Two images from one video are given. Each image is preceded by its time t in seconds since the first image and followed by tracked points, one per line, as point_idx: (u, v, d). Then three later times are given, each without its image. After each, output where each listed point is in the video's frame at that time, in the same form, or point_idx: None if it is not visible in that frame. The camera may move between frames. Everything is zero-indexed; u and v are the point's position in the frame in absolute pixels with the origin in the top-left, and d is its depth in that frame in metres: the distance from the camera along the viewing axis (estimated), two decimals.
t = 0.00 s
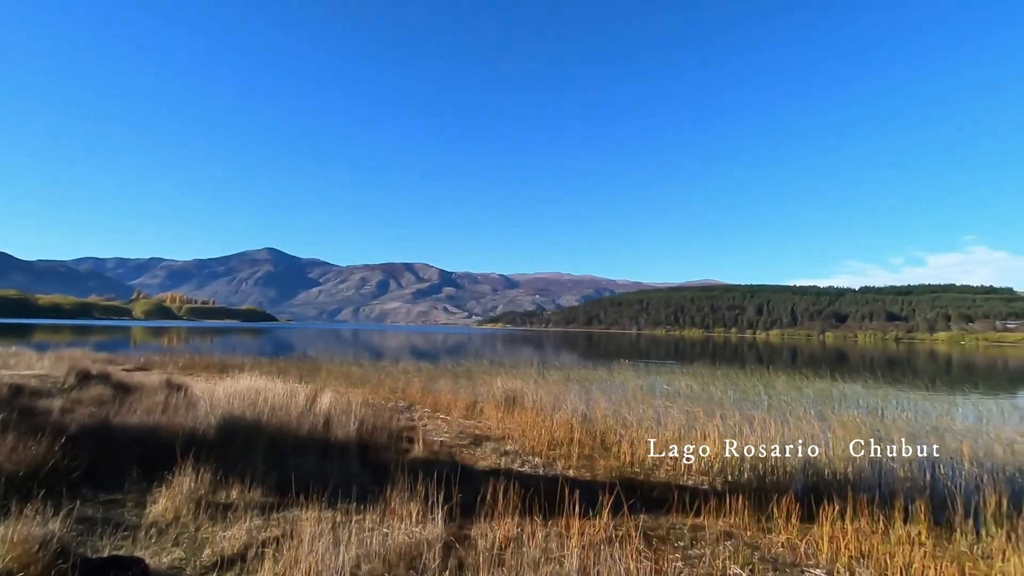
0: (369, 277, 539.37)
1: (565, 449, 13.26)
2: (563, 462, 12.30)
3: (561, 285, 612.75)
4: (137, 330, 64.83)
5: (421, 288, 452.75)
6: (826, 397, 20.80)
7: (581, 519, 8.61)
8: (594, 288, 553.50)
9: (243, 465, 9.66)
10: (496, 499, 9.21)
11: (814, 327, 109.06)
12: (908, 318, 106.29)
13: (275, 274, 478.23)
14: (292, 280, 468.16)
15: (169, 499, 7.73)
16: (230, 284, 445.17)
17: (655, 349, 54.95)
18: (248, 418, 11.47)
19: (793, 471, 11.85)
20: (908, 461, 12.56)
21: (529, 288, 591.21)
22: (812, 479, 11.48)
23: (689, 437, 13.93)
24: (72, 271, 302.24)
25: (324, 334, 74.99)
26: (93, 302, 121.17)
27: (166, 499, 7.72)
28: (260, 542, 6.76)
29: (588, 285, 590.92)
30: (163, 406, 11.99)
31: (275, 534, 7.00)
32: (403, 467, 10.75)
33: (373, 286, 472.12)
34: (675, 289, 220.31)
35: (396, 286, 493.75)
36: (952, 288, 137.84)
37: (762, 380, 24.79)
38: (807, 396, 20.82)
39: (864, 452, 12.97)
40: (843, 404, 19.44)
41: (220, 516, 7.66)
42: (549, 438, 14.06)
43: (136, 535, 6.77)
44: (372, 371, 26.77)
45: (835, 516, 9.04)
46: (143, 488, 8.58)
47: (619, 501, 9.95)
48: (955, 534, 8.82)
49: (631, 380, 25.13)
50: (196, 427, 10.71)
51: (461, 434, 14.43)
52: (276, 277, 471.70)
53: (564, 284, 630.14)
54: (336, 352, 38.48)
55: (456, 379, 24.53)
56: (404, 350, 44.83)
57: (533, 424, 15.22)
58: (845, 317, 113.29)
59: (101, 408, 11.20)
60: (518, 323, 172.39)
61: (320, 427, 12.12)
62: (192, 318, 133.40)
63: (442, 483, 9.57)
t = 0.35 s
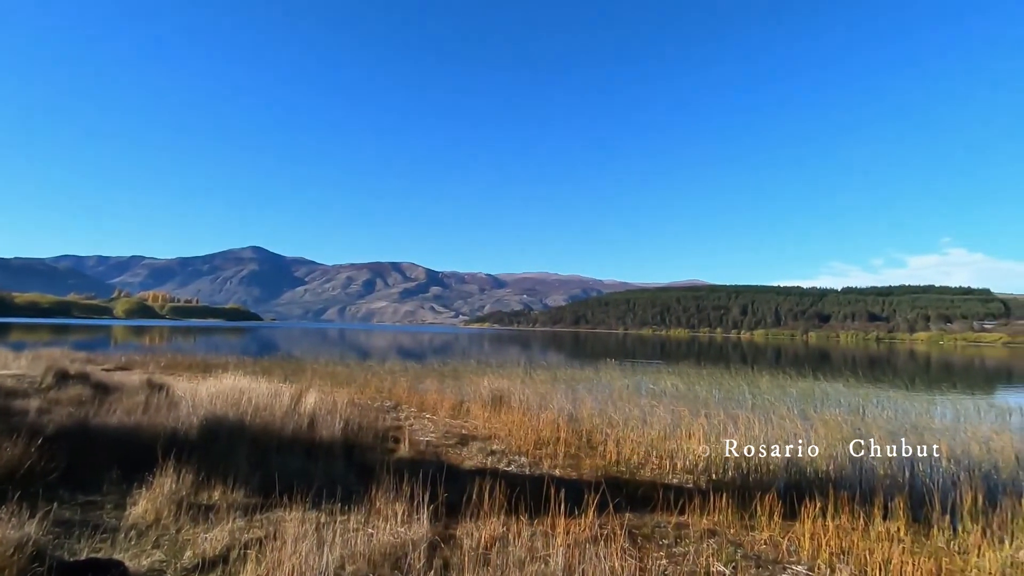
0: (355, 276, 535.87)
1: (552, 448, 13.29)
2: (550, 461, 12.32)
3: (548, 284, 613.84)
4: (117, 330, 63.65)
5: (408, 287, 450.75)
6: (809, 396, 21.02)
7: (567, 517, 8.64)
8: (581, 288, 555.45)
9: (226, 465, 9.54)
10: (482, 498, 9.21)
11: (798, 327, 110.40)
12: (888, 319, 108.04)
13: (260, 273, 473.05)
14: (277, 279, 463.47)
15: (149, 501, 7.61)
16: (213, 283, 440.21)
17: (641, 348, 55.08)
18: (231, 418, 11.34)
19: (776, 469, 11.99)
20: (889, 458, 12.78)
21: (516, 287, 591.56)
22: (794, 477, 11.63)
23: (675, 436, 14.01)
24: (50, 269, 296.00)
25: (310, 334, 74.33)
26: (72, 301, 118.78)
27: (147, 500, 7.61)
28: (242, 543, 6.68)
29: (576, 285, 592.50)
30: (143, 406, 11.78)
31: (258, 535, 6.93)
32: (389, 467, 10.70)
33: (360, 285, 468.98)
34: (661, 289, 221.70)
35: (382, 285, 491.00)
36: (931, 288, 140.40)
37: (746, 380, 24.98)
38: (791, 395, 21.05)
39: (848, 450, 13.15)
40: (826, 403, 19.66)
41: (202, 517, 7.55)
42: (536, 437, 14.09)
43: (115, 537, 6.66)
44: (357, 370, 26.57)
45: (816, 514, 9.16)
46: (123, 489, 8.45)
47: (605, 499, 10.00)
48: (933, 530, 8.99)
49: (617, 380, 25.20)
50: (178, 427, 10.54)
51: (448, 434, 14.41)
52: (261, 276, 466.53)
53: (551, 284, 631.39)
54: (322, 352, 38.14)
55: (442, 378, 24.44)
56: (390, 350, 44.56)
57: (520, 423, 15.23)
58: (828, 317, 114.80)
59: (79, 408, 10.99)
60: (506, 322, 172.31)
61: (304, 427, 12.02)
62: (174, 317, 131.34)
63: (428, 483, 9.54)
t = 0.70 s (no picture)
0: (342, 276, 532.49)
1: (539, 448, 13.31)
2: (538, 461, 12.34)
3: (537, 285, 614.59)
4: (99, 329, 62.49)
5: (396, 287, 448.86)
6: (793, 396, 21.24)
7: (554, 517, 8.66)
8: (569, 288, 556.89)
9: (210, 467, 9.44)
10: (470, 498, 9.21)
11: (783, 327, 111.52)
12: (872, 319, 109.54)
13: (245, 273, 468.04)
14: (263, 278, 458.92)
15: (132, 503, 7.51)
16: (198, 282, 434.62)
17: (629, 349, 55.26)
18: (215, 419, 11.22)
19: (761, 468, 12.12)
20: (872, 456, 12.96)
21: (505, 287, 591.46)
22: (778, 476, 11.76)
23: (662, 436, 14.10)
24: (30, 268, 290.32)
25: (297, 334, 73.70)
26: (54, 301, 116.94)
27: (129, 503, 7.50)
28: (226, 545, 6.61)
29: (564, 285, 594.15)
30: (125, 408, 11.61)
31: (242, 537, 6.86)
32: (376, 468, 10.65)
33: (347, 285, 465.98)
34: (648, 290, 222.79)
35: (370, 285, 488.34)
36: (913, 289, 142.64)
37: (731, 380, 25.20)
38: (776, 395, 21.28)
39: (831, 449, 13.33)
40: (810, 402, 19.89)
41: (185, 520, 7.46)
42: (524, 437, 14.11)
43: (96, 541, 6.56)
44: (345, 371, 26.36)
45: (800, 512, 9.28)
46: (105, 492, 8.33)
47: (592, 499, 10.04)
48: (914, 527, 9.14)
49: (605, 380, 25.26)
50: (161, 429, 10.41)
51: (436, 434, 14.37)
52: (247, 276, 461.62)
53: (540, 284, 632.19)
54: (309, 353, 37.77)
55: (430, 379, 24.36)
56: (379, 350, 44.23)
57: (508, 423, 15.24)
58: (812, 318, 116.28)
59: (59, 410, 10.80)
60: (494, 322, 172.17)
61: (290, 428, 11.92)
62: (158, 317, 129.48)
63: (415, 484, 9.51)
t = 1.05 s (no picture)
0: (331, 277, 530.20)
1: (529, 449, 13.33)
2: (527, 462, 12.35)
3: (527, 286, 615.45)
4: (82, 330, 61.54)
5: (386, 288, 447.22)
6: (780, 396, 21.44)
7: (543, 518, 8.67)
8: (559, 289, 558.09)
9: (195, 469, 9.34)
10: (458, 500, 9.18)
11: (771, 329, 112.49)
12: (857, 321, 110.85)
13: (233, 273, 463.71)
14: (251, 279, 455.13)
15: (115, 506, 7.42)
16: (184, 283, 429.92)
17: (618, 350, 55.49)
18: (202, 421, 11.11)
19: (748, 468, 12.23)
20: (856, 456, 13.13)
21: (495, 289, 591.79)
22: (765, 475, 11.88)
23: (650, 436, 14.17)
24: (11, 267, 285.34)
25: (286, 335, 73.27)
26: (36, 301, 115.11)
27: (112, 506, 7.41)
28: (212, 548, 6.55)
29: (555, 287, 595.28)
30: (110, 409, 11.48)
31: (228, 540, 6.80)
32: (364, 470, 10.60)
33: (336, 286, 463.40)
34: (638, 291, 223.80)
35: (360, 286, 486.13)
36: (898, 292, 144.75)
37: (719, 380, 25.44)
38: (763, 396, 21.50)
39: (817, 449, 13.49)
40: (797, 403, 20.10)
41: (170, 523, 7.38)
42: (514, 439, 14.09)
43: (79, 544, 6.47)
44: (334, 372, 26.20)
45: (786, 511, 9.36)
46: (88, 495, 8.22)
47: (580, 499, 10.07)
48: (897, 526, 9.27)
49: (595, 381, 25.31)
50: (146, 431, 10.30)
51: (425, 436, 14.33)
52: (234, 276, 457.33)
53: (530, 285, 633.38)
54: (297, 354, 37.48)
55: (420, 380, 24.28)
56: (368, 351, 44.00)
57: (498, 424, 15.23)
58: (799, 319, 117.56)
59: (42, 412, 10.65)
60: (484, 323, 172.10)
61: (278, 430, 11.84)
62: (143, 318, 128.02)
63: (403, 485, 9.48)
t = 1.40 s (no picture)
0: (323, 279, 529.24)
1: (520, 451, 13.32)
2: (518, 465, 12.33)
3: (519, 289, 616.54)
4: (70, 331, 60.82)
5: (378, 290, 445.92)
6: (770, 399, 21.58)
7: (534, 520, 8.66)
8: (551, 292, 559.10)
9: (184, 472, 9.26)
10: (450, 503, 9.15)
11: (761, 331, 113.24)
12: (846, 324, 111.86)
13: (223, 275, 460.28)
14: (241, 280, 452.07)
15: (102, 509, 7.33)
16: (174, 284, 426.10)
17: (610, 353, 55.77)
18: (191, 424, 11.02)
19: (739, 471, 12.29)
20: (845, 458, 13.23)
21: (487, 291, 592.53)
22: (755, 477, 11.94)
23: (641, 438, 14.20)
24: None
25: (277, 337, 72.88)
26: (22, 302, 113.69)
27: (99, 509, 7.32)
28: (200, 552, 6.49)
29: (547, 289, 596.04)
30: (97, 412, 11.36)
31: (216, 544, 6.73)
32: (355, 472, 10.55)
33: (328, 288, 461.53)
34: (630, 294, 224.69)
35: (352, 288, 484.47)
36: (886, 295, 146.41)
37: (710, 383, 25.53)
38: (754, 398, 21.64)
39: (806, 451, 13.58)
40: (787, 405, 20.24)
41: (157, 526, 7.30)
42: (505, 441, 14.06)
43: (64, 549, 6.39)
44: (325, 374, 26.04)
45: (776, 513, 9.42)
46: (74, 498, 8.12)
47: (571, 501, 10.08)
48: (885, 527, 9.34)
49: (587, 384, 25.33)
50: (133, 434, 10.19)
51: (416, 438, 14.27)
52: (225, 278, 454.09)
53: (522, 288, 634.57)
54: (289, 356, 37.27)
55: (412, 382, 24.21)
56: (359, 354, 43.81)
57: (489, 427, 15.20)
58: (789, 322, 118.44)
59: (26, 415, 10.51)
60: (477, 326, 171.94)
61: (267, 432, 11.76)
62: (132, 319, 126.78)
63: (393, 488, 9.44)
